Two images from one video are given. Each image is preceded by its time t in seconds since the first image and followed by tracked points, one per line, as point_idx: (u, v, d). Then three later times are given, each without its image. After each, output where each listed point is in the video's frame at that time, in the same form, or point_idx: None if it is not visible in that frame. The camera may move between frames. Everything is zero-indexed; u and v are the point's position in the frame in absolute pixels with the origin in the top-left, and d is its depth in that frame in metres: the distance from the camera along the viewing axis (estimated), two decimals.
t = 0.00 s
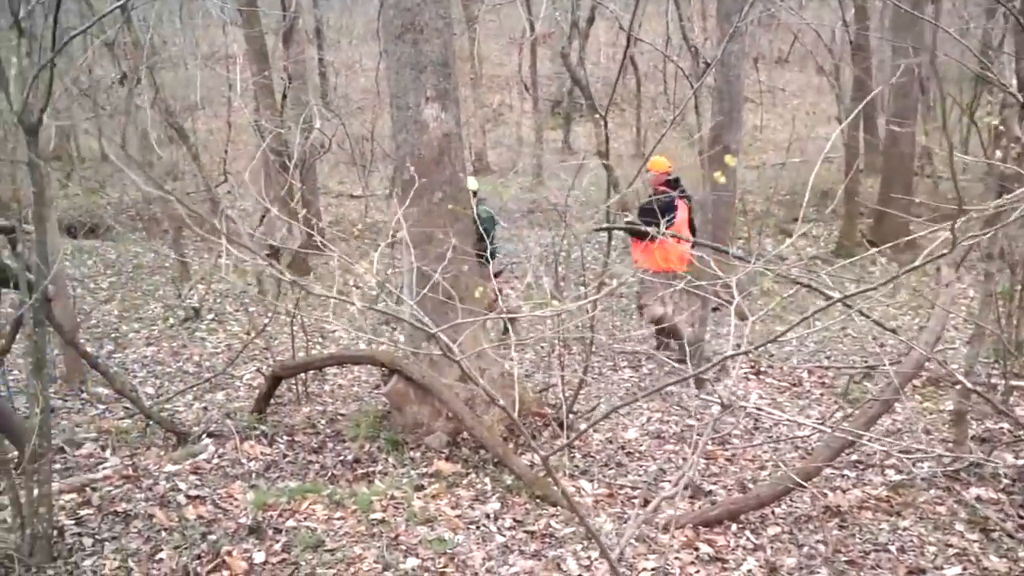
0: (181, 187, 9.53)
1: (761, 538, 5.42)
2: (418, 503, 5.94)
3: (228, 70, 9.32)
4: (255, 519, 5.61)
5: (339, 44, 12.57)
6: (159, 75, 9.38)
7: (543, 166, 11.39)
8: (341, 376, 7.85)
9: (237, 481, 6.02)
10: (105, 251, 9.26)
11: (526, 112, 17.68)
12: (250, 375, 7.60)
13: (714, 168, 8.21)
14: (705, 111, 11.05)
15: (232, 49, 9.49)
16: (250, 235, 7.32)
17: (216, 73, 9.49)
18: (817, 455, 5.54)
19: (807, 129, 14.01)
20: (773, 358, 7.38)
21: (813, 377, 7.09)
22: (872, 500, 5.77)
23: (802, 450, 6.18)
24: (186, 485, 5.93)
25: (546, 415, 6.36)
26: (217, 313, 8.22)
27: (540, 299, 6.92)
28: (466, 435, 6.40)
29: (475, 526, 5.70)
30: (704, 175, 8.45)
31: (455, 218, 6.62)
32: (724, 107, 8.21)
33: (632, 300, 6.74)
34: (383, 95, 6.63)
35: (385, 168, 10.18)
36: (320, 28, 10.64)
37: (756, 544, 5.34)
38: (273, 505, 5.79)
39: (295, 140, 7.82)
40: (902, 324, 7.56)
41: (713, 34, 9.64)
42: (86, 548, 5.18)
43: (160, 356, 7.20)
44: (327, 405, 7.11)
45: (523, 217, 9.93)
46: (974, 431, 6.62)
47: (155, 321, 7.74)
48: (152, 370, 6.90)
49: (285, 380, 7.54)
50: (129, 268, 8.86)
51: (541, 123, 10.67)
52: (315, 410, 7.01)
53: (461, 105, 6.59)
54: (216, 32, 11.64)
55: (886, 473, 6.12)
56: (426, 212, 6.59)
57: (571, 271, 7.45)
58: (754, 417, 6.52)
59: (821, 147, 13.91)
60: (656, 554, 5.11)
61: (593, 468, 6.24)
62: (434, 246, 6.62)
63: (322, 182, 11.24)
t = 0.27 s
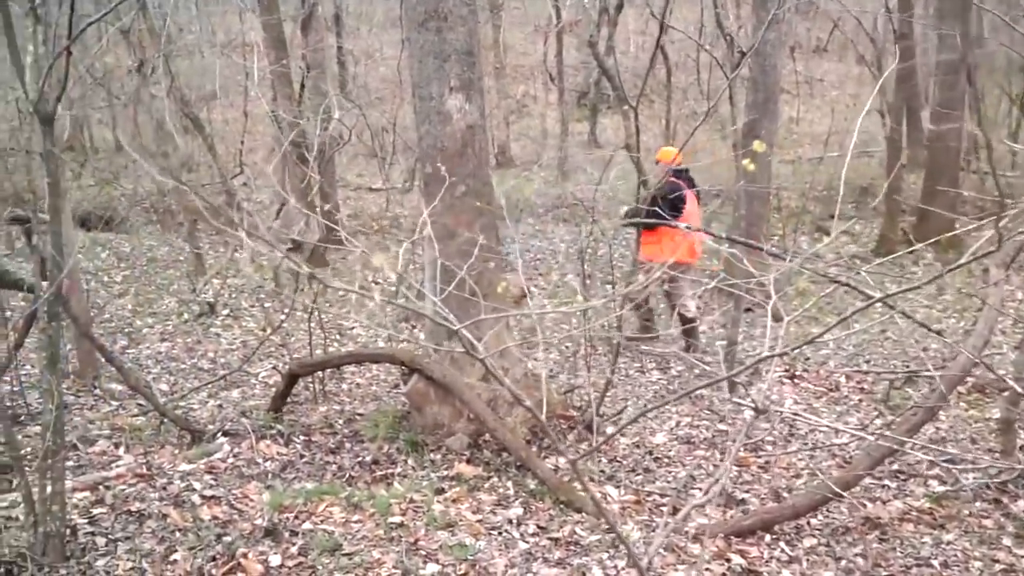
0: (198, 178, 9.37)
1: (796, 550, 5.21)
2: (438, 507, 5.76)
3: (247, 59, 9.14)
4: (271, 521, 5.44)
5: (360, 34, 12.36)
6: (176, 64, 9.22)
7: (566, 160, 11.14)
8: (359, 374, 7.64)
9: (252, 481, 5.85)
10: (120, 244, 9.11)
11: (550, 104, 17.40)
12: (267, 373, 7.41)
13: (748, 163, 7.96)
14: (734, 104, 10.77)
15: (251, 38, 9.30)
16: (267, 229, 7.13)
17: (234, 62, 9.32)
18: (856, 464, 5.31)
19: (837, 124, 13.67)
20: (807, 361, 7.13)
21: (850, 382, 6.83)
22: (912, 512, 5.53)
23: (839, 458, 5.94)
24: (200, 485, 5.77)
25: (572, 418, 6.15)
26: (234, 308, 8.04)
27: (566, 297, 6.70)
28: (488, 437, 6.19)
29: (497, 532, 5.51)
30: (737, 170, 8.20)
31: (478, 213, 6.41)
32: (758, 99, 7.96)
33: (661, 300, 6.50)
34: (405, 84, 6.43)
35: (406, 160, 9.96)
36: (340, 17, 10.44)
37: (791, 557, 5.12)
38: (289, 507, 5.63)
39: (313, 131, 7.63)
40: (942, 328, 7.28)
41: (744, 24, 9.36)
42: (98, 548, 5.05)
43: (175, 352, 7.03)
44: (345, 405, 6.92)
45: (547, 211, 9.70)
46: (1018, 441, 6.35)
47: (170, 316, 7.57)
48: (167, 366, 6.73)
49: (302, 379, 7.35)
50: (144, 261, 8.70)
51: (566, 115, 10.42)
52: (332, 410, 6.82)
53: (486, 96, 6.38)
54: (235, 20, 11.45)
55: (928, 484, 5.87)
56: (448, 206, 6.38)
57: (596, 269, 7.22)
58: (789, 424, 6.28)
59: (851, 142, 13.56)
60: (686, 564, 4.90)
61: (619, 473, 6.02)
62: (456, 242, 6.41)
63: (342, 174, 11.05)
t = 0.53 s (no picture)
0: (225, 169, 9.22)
1: (845, 563, 4.97)
2: (469, 511, 5.57)
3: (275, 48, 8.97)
4: (298, 523, 5.29)
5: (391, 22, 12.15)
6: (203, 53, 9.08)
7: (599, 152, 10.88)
8: (387, 373, 7.45)
9: (279, 482, 5.70)
10: (145, 237, 8.99)
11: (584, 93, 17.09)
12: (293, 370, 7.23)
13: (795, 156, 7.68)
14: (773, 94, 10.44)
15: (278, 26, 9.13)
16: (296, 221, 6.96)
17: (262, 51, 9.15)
18: (911, 473, 5.06)
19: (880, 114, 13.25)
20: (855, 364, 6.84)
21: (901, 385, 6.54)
22: (969, 525, 5.26)
23: (890, 467, 5.67)
24: (226, 484, 5.63)
25: (609, 420, 5.94)
26: (260, 302, 7.88)
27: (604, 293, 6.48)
28: (521, 439, 5.99)
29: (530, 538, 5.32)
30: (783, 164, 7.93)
31: (513, 206, 6.20)
32: (806, 88, 7.67)
33: (699, 298, 6.24)
34: (437, 73, 6.23)
35: (438, 152, 9.74)
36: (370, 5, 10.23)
37: (840, 569, 4.89)
38: (316, 508, 5.47)
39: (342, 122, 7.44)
40: (999, 330, 6.95)
41: (787, 11, 9.02)
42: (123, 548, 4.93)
43: (200, 348, 6.88)
44: (373, 404, 6.73)
45: (581, 205, 9.44)
46: None
47: (195, 311, 7.43)
48: (192, 362, 6.59)
49: (329, 376, 7.16)
50: (169, 255, 8.57)
51: (601, 105, 10.15)
52: (360, 409, 6.63)
53: (520, 86, 6.16)
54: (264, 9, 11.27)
55: (986, 495, 5.59)
56: (481, 200, 6.18)
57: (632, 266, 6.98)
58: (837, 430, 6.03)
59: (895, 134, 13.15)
60: None
61: (657, 478, 5.80)
62: (489, 237, 6.21)
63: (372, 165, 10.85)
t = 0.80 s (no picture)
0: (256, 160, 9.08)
1: None
2: (505, 515, 5.38)
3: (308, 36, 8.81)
4: (330, 524, 5.14)
5: (425, 10, 11.95)
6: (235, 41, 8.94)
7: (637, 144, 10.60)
8: (420, 370, 7.27)
9: (310, 481, 5.55)
10: (173, 229, 8.87)
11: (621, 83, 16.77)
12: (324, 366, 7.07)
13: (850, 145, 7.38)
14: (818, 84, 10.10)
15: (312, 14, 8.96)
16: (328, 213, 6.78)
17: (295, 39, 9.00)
18: (972, 483, 4.81)
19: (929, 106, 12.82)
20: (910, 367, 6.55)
21: (959, 392, 6.25)
22: None
23: (949, 477, 5.42)
24: (257, 483, 5.49)
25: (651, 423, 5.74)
26: (290, 296, 7.73)
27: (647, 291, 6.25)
28: (560, 441, 5.79)
29: (568, 544, 5.12)
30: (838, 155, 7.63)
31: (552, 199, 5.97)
32: (862, 76, 7.37)
33: (744, 297, 5.98)
34: (474, 61, 6.03)
35: (473, 143, 9.53)
36: None
37: None
38: (348, 509, 5.32)
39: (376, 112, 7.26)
40: None
41: None
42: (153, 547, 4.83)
43: (229, 343, 6.74)
44: (406, 403, 6.55)
45: (618, 198, 9.19)
46: None
47: (225, 305, 7.29)
48: (222, 357, 6.45)
49: (362, 373, 6.99)
50: (198, 247, 8.44)
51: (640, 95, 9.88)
52: (392, 408, 6.45)
53: (561, 74, 5.93)
54: None
55: None
56: (520, 193, 5.97)
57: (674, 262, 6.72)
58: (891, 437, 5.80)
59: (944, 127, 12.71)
60: None
61: (700, 484, 5.57)
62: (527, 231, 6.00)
63: (406, 157, 10.66)
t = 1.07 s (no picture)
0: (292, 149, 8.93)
1: None
2: (546, 519, 5.18)
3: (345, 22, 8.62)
4: (365, 524, 4.99)
5: None
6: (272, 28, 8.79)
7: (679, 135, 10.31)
8: (458, 367, 7.09)
9: (345, 480, 5.40)
10: (207, 219, 8.77)
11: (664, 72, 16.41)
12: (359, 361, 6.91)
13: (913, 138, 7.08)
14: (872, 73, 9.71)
15: None
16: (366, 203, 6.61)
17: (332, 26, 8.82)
18: None
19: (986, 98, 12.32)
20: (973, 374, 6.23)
21: None
22: None
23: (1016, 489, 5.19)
24: (291, 481, 5.35)
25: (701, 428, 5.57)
26: (326, 290, 7.58)
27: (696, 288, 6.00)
28: (603, 443, 5.58)
29: (611, 551, 4.91)
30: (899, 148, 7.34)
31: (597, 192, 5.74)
32: (926, 64, 7.08)
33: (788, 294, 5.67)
34: (518, 47, 5.80)
35: (513, 133, 9.30)
36: None
37: None
38: (384, 510, 5.15)
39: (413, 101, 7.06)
40: None
41: None
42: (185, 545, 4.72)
43: (263, 337, 6.61)
44: (444, 401, 6.37)
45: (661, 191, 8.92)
46: None
47: (258, 298, 7.17)
48: (256, 351, 6.33)
49: (398, 370, 6.83)
50: (232, 238, 8.33)
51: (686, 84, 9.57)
52: (429, 405, 6.28)
53: (609, 61, 5.69)
54: None
55: None
56: (563, 185, 5.73)
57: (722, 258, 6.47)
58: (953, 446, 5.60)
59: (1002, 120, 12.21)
60: None
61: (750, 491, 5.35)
62: (572, 224, 5.79)
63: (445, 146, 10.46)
